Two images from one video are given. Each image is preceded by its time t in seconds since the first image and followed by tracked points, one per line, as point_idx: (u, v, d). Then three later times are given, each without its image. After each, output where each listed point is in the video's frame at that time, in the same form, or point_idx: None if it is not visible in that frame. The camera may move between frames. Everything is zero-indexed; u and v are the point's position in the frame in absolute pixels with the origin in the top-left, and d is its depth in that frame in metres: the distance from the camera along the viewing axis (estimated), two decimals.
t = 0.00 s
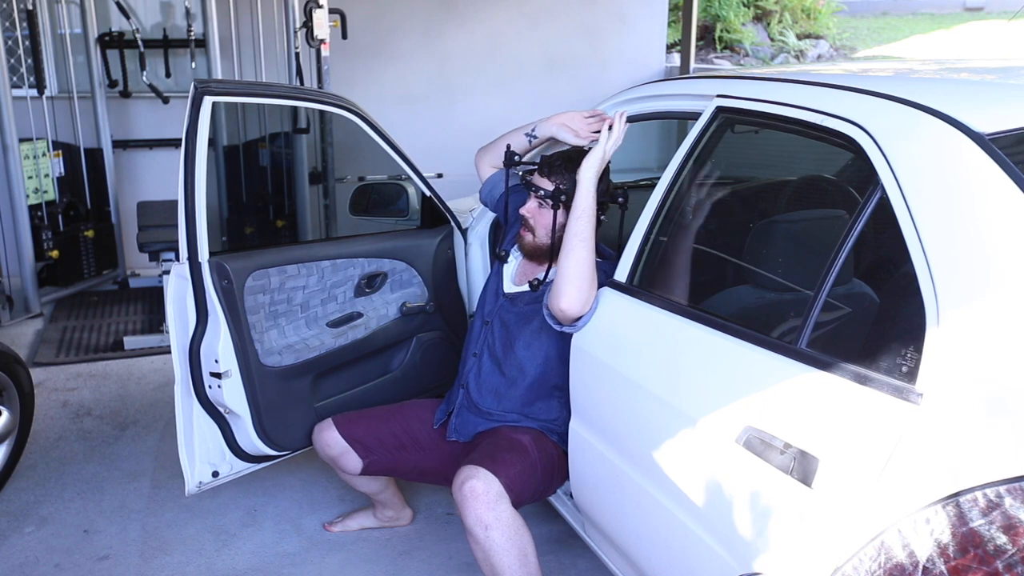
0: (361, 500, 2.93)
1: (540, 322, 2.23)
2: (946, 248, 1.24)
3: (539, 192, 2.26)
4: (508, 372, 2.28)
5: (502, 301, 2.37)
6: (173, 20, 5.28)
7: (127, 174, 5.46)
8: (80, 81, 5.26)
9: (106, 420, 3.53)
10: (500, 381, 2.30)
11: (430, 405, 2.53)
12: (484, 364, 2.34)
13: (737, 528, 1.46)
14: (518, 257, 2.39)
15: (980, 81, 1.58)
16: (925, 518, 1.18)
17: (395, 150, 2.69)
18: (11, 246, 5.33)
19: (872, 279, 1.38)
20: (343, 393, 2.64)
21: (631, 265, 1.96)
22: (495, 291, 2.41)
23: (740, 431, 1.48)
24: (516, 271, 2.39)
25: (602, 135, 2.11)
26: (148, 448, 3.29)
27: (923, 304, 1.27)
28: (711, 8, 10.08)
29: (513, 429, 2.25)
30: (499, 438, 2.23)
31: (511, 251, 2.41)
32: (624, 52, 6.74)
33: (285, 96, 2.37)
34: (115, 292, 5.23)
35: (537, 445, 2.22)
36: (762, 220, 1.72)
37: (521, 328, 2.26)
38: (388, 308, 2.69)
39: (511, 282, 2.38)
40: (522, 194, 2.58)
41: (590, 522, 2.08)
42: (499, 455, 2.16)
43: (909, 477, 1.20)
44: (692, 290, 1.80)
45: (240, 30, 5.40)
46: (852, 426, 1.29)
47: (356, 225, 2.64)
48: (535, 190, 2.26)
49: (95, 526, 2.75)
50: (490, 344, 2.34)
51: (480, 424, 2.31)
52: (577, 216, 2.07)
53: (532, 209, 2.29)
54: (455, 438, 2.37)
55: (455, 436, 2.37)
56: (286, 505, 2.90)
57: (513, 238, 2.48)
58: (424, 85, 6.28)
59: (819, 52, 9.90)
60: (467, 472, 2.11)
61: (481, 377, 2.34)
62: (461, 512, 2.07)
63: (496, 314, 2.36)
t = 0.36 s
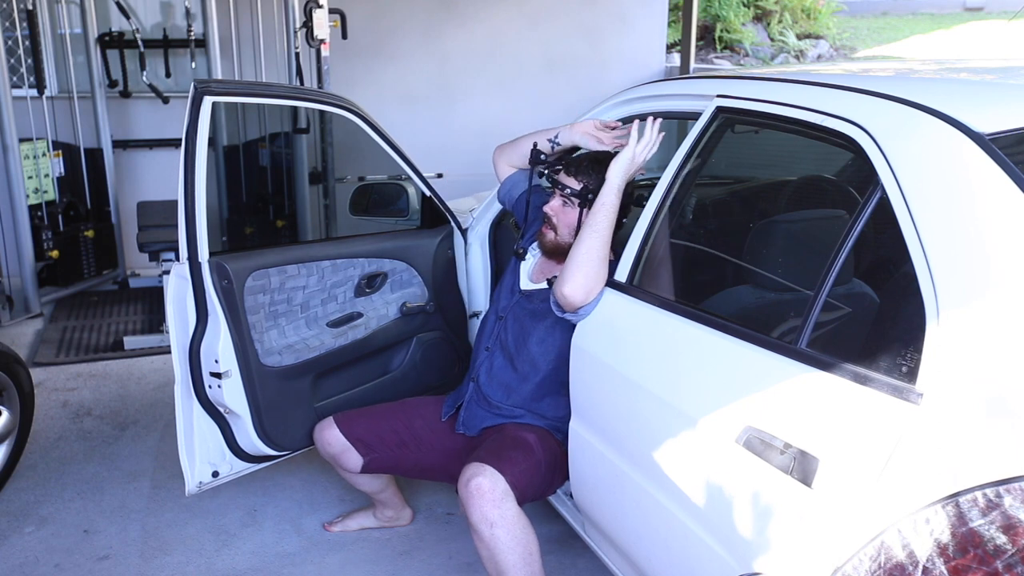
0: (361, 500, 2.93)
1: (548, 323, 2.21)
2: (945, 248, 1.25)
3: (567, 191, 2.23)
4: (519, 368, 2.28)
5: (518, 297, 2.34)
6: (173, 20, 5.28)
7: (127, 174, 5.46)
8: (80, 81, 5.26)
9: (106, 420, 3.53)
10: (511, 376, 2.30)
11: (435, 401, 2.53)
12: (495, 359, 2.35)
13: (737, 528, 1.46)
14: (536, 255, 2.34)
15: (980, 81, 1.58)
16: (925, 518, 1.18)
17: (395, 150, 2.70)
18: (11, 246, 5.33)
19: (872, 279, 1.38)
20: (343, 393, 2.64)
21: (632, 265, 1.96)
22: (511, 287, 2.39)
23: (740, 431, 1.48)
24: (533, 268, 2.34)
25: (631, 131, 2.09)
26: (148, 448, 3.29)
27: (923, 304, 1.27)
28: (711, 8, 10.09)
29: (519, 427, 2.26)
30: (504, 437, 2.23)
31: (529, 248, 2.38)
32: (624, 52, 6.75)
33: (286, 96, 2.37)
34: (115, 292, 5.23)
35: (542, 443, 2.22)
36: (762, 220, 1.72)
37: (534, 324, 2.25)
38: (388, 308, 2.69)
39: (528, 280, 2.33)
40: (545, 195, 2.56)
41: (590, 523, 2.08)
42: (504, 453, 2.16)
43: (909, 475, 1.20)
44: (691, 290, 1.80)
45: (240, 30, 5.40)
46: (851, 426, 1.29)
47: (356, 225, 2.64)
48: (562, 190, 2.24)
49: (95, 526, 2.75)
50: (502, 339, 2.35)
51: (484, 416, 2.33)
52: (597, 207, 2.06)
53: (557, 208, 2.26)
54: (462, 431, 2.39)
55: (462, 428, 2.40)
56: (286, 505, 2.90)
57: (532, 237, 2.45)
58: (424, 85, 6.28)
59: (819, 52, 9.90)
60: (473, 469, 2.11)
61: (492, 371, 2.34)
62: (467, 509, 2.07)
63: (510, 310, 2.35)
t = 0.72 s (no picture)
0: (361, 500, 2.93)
1: (557, 322, 2.21)
2: (945, 249, 1.25)
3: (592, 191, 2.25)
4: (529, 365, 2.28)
5: (535, 294, 2.32)
6: (173, 20, 5.28)
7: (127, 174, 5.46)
8: (80, 81, 5.26)
9: (106, 420, 3.53)
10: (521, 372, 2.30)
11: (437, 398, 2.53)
12: (505, 354, 2.34)
13: (737, 528, 1.46)
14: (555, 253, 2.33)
15: (980, 81, 1.58)
16: (925, 518, 1.18)
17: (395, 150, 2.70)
18: (11, 246, 5.33)
19: (872, 279, 1.38)
20: (343, 393, 2.64)
21: (632, 264, 1.96)
22: (527, 284, 2.39)
23: (740, 431, 1.48)
24: (551, 266, 2.33)
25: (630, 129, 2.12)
26: (148, 448, 3.29)
27: (924, 304, 1.27)
28: (711, 8, 10.09)
29: (523, 425, 2.26)
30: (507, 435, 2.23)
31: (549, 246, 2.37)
32: (624, 52, 6.75)
33: (285, 96, 2.37)
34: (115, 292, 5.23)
35: (545, 441, 2.22)
36: (762, 219, 1.72)
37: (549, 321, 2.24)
38: (388, 308, 2.69)
39: (545, 277, 2.32)
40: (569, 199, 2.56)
41: (590, 523, 2.08)
42: (508, 452, 2.16)
43: (909, 475, 1.20)
44: (692, 290, 1.80)
45: (240, 30, 5.40)
46: (851, 426, 1.29)
47: (356, 226, 2.64)
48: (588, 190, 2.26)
49: (96, 526, 2.75)
50: (515, 335, 2.34)
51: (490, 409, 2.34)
52: (604, 200, 2.09)
53: (581, 209, 2.27)
54: (468, 424, 2.39)
55: (468, 421, 2.39)
56: (286, 505, 2.90)
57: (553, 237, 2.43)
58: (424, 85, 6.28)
59: (819, 53, 9.88)
60: (477, 467, 2.12)
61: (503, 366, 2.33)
62: (472, 508, 2.08)
63: (525, 307, 2.34)
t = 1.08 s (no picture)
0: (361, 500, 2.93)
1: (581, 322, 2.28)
2: (945, 250, 1.24)
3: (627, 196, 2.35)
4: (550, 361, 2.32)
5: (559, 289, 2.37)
6: (173, 19, 5.28)
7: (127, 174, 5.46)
8: (80, 81, 5.26)
9: (106, 420, 3.53)
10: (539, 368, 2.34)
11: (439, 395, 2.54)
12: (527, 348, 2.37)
13: (737, 529, 1.45)
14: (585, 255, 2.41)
15: (980, 81, 1.58)
16: (924, 518, 1.18)
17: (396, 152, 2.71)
18: (11, 246, 5.32)
19: (872, 279, 1.38)
20: (343, 393, 2.64)
21: (632, 265, 1.96)
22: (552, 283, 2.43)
23: (740, 431, 1.48)
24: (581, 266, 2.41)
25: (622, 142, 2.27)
26: (148, 448, 3.29)
27: (923, 304, 1.27)
28: (711, 8, 10.11)
29: (528, 422, 2.29)
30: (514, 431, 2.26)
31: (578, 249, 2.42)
32: (624, 52, 6.75)
33: (286, 95, 2.36)
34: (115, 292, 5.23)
35: (550, 438, 2.26)
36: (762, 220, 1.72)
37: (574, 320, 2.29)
38: (388, 308, 2.69)
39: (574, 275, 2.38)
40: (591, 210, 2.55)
41: (590, 523, 2.08)
42: (516, 448, 2.18)
43: (909, 475, 1.19)
44: (692, 290, 1.80)
45: (240, 30, 5.40)
46: (851, 426, 1.29)
47: (356, 226, 2.65)
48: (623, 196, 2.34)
49: (95, 526, 2.75)
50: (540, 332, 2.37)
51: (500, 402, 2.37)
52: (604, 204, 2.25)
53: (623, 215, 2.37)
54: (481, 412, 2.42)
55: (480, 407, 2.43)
56: (286, 505, 2.90)
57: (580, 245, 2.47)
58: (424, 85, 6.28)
59: (819, 52, 9.88)
60: (487, 463, 2.13)
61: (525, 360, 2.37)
62: (479, 502, 2.09)
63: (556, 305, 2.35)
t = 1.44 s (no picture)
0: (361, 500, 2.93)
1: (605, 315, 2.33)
2: (946, 253, 1.24)
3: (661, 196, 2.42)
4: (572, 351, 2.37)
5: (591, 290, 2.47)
6: (173, 20, 5.28)
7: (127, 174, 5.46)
8: (80, 81, 5.26)
9: (106, 420, 3.53)
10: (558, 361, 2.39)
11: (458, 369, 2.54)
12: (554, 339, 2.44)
13: (736, 529, 1.45)
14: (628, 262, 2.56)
15: (979, 81, 1.58)
16: (924, 518, 1.18)
17: (396, 152, 2.69)
18: (11, 246, 5.33)
19: (871, 279, 1.38)
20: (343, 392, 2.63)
21: (632, 264, 1.96)
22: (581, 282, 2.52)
23: (740, 432, 1.48)
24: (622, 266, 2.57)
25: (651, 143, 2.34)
26: (148, 447, 3.29)
27: (923, 305, 1.27)
28: (711, 8, 10.12)
29: (535, 402, 2.29)
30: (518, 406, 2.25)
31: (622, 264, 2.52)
32: (624, 51, 6.76)
33: (286, 98, 2.35)
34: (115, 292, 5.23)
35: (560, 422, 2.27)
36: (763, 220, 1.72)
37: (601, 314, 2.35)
38: (388, 308, 2.70)
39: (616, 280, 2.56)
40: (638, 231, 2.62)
41: (590, 523, 2.08)
42: (514, 419, 2.17)
43: (909, 474, 1.19)
44: (692, 290, 1.80)
45: (240, 30, 5.40)
46: (849, 426, 1.29)
47: (356, 226, 2.65)
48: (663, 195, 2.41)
49: (95, 526, 2.75)
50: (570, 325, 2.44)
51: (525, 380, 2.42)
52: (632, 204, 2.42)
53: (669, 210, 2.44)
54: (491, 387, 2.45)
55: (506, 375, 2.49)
56: (286, 505, 2.90)
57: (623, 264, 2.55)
58: (424, 85, 6.28)
59: (819, 52, 9.89)
60: (480, 423, 2.13)
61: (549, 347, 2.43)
62: (462, 466, 2.08)
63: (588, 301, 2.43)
